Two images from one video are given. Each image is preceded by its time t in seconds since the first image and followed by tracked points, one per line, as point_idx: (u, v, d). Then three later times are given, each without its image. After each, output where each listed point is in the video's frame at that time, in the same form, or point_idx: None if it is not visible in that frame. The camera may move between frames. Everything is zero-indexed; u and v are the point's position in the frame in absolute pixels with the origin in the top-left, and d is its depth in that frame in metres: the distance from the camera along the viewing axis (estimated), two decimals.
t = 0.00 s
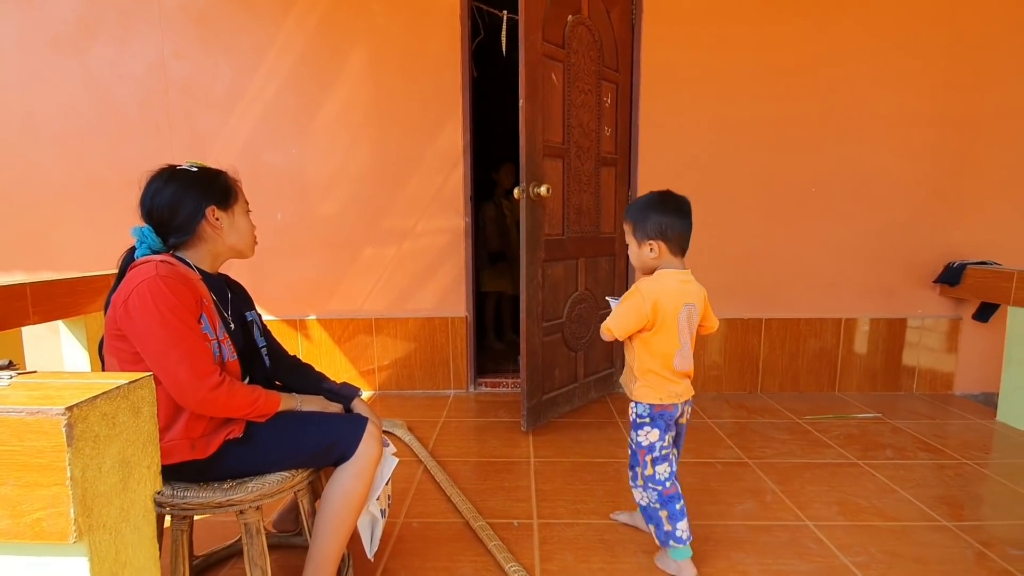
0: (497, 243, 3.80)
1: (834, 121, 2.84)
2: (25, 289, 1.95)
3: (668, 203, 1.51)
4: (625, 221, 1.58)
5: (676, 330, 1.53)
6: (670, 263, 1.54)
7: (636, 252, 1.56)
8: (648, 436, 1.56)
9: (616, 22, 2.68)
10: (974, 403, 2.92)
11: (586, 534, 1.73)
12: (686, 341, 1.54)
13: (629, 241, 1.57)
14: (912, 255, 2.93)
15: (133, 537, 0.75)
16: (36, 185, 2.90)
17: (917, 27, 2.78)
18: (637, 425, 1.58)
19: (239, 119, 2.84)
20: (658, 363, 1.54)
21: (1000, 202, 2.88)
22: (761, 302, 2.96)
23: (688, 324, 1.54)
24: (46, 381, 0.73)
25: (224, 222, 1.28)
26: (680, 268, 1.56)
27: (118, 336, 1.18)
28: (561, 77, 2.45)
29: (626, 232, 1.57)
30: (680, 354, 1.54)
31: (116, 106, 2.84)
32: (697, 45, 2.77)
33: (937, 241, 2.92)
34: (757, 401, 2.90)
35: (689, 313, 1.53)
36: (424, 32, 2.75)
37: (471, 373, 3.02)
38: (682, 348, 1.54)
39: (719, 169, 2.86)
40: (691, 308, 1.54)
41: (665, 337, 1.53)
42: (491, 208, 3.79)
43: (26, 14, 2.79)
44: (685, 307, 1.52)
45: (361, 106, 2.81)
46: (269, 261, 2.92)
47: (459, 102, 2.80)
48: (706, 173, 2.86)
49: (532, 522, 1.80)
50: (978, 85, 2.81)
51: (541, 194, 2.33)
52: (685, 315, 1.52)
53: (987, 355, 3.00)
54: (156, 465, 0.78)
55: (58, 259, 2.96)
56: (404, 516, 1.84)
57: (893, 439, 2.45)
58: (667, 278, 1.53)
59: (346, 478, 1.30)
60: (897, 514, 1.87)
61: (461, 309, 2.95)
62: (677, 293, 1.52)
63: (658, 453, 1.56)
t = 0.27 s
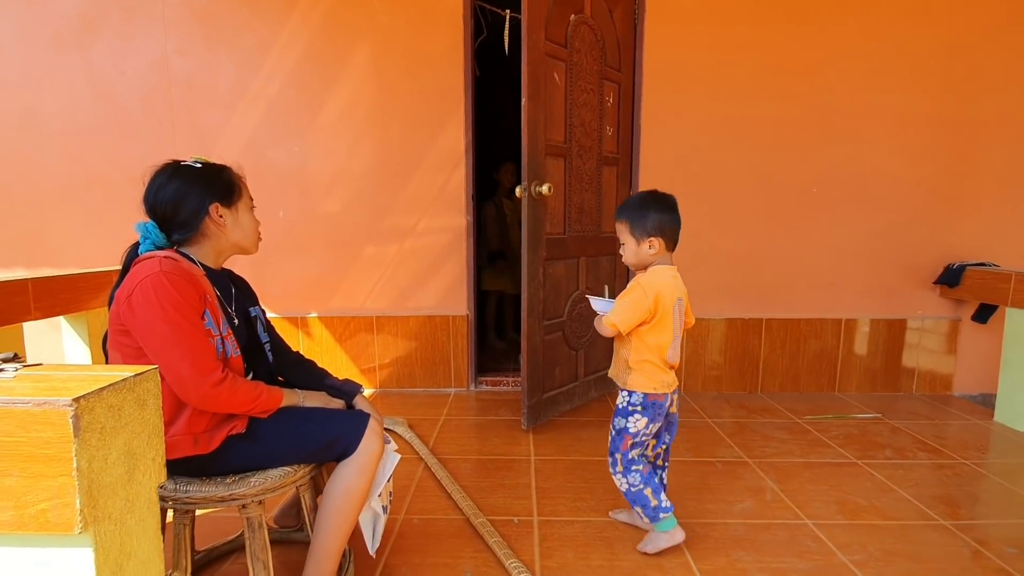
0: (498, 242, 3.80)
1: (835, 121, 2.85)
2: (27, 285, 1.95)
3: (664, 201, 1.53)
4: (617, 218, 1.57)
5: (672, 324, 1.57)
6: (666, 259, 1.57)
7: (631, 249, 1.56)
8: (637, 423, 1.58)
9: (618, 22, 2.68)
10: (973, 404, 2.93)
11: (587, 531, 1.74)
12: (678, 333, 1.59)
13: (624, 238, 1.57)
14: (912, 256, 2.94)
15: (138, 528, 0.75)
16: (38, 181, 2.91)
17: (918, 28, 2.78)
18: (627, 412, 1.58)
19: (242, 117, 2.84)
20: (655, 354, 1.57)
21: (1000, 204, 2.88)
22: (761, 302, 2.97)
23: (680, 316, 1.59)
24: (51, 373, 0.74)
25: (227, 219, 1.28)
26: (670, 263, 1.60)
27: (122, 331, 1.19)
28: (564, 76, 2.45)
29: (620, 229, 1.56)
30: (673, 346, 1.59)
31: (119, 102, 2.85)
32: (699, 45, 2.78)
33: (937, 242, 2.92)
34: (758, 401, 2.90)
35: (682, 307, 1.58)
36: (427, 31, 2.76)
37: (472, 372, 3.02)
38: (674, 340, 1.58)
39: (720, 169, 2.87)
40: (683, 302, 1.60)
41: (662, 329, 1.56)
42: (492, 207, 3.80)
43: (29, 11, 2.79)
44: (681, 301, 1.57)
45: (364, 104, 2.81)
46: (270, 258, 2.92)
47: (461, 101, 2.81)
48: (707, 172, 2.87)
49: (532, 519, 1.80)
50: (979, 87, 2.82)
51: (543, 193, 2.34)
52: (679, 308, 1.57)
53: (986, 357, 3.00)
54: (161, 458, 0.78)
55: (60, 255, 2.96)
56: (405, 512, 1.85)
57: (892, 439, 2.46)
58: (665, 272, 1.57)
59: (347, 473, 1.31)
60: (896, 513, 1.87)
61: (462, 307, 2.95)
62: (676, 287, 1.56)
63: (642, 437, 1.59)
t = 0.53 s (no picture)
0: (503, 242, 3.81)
1: (841, 123, 2.84)
2: (35, 282, 1.96)
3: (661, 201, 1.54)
4: (615, 221, 1.55)
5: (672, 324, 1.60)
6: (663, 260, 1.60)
7: (633, 251, 1.54)
8: (637, 420, 1.58)
9: (625, 23, 2.69)
10: (978, 408, 2.92)
11: (591, 531, 1.74)
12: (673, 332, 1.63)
13: (625, 241, 1.55)
14: (918, 259, 2.93)
15: (150, 524, 0.76)
16: (46, 180, 2.93)
17: (925, 30, 2.77)
18: (627, 409, 1.58)
19: (248, 116, 2.85)
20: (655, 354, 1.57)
21: (1006, 206, 2.87)
22: (766, 304, 2.96)
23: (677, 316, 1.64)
24: (66, 370, 0.74)
25: (241, 216, 1.30)
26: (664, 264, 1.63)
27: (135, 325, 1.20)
28: (570, 77, 2.46)
29: (620, 231, 1.54)
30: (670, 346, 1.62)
31: (127, 102, 2.86)
32: (705, 46, 2.78)
33: (942, 244, 2.91)
34: (762, 403, 2.90)
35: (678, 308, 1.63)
36: (434, 32, 2.77)
37: (476, 372, 3.03)
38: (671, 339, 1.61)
39: (725, 170, 2.87)
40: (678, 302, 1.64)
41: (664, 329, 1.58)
42: (497, 207, 3.81)
43: (38, 10, 2.81)
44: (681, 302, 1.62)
45: (370, 105, 2.82)
46: (276, 257, 2.94)
47: (467, 102, 2.82)
48: (712, 174, 2.87)
49: (537, 519, 1.80)
50: (986, 89, 2.81)
51: (549, 194, 2.34)
52: (678, 309, 1.60)
53: (991, 360, 2.99)
54: (173, 456, 0.79)
55: (67, 253, 2.98)
56: (410, 511, 1.85)
57: (897, 441, 2.45)
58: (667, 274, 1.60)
59: (351, 471, 1.31)
60: (900, 516, 1.87)
61: (466, 307, 2.96)
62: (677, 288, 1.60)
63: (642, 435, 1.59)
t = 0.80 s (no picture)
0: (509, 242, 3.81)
1: (851, 123, 2.82)
2: (46, 281, 1.98)
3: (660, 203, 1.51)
4: (619, 228, 1.49)
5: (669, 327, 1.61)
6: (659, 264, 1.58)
7: (640, 259, 1.50)
8: (643, 427, 1.54)
9: (632, 22, 2.68)
10: (987, 410, 2.89)
11: (597, 532, 1.74)
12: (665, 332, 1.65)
13: (632, 249, 1.49)
14: (927, 260, 2.91)
15: (162, 521, 0.76)
16: (57, 179, 2.95)
17: (936, 29, 2.75)
18: (632, 416, 1.54)
19: (256, 117, 2.87)
20: (656, 360, 1.56)
21: (1017, 207, 2.85)
22: (773, 305, 2.95)
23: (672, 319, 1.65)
24: (77, 368, 0.75)
25: (268, 210, 1.31)
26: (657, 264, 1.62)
27: (155, 314, 1.20)
28: (577, 77, 2.45)
29: (627, 239, 1.48)
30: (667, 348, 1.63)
31: (136, 102, 2.88)
32: (713, 46, 2.77)
33: (952, 245, 2.89)
34: (769, 404, 2.88)
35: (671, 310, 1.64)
36: (441, 31, 2.77)
37: (482, 372, 3.03)
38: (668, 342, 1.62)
39: (733, 170, 2.85)
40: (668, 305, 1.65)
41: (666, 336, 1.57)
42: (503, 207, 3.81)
43: (49, 11, 2.84)
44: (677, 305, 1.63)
45: (377, 105, 2.83)
46: (283, 257, 2.95)
47: (474, 102, 2.82)
48: (720, 174, 2.85)
49: (543, 519, 1.80)
50: (997, 88, 2.78)
51: (555, 193, 2.34)
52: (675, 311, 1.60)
53: (1000, 362, 2.96)
54: (183, 454, 0.79)
55: (77, 252, 3.00)
56: (416, 510, 1.86)
57: (905, 444, 2.43)
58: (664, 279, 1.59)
59: (355, 471, 1.32)
60: (908, 518, 1.85)
61: (473, 307, 2.96)
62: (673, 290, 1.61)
63: (648, 444, 1.55)
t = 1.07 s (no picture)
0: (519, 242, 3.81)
1: (863, 121, 2.79)
2: (62, 281, 2.01)
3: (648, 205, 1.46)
4: (609, 234, 1.42)
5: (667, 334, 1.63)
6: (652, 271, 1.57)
7: (632, 265, 1.44)
8: (643, 441, 1.52)
9: (642, 21, 2.67)
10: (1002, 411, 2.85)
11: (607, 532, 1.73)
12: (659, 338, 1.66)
13: (624, 256, 1.43)
14: (942, 260, 2.87)
15: (179, 519, 0.77)
16: (72, 181, 3.00)
17: (951, 26, 2.71)
18: (633, 431, 1.51)
19: (268, 118, 2.89)
20: (656, 368, 1.54)
21: None
22: (784, 305, 2.93)
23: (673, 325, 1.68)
24: (97, 367, 0.76)
25: (304, 217, 1.32)
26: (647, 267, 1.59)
27: (185, 302, 1.22)
28: (587, 77, 2.45)
29: (618, 246, 1.42)
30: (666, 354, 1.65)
31: (150, 104, 2.92)
32: (724, 45, 2.75)
33: (967, 245, 2.85)
34: (780, 405, 2.86)
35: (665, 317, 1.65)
36: (451, 32, 2.77)
37: (491, 372, 3.03)
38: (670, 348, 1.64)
39: (744, 169, 2.84)
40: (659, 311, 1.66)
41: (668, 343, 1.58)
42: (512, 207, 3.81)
43: (65, 15, 2.88)
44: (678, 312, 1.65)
45: (387, 105, 2.84)
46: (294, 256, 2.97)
47: (483, 102, 2.82)
48: (730, 173, 2.84)
49: (553, 519, 1.80)
50: (1014, 85, 2.74)
51: (565, 193, 2.34)
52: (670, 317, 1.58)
53: (1016, 363, 2.92)
54: (200, 452, 0.80)
55: (92, 252, 3.04)
56: (426, 509, 1.87)
57: (919, 445, 2.41)
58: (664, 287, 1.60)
59: (351, 478, 1.32)
60: (922, 521, 1.83)
61: (482, 307, 2.97)
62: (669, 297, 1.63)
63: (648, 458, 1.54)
